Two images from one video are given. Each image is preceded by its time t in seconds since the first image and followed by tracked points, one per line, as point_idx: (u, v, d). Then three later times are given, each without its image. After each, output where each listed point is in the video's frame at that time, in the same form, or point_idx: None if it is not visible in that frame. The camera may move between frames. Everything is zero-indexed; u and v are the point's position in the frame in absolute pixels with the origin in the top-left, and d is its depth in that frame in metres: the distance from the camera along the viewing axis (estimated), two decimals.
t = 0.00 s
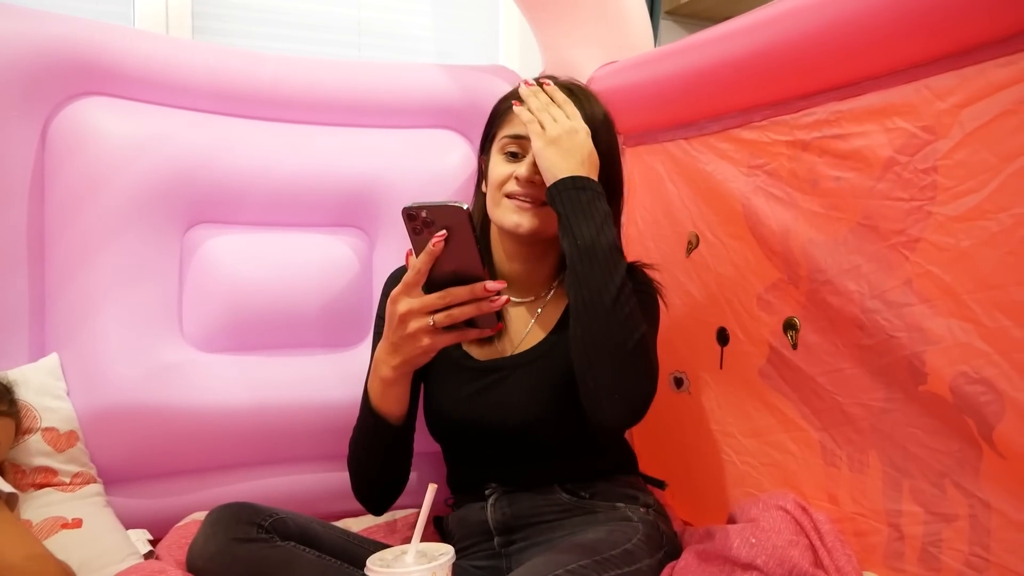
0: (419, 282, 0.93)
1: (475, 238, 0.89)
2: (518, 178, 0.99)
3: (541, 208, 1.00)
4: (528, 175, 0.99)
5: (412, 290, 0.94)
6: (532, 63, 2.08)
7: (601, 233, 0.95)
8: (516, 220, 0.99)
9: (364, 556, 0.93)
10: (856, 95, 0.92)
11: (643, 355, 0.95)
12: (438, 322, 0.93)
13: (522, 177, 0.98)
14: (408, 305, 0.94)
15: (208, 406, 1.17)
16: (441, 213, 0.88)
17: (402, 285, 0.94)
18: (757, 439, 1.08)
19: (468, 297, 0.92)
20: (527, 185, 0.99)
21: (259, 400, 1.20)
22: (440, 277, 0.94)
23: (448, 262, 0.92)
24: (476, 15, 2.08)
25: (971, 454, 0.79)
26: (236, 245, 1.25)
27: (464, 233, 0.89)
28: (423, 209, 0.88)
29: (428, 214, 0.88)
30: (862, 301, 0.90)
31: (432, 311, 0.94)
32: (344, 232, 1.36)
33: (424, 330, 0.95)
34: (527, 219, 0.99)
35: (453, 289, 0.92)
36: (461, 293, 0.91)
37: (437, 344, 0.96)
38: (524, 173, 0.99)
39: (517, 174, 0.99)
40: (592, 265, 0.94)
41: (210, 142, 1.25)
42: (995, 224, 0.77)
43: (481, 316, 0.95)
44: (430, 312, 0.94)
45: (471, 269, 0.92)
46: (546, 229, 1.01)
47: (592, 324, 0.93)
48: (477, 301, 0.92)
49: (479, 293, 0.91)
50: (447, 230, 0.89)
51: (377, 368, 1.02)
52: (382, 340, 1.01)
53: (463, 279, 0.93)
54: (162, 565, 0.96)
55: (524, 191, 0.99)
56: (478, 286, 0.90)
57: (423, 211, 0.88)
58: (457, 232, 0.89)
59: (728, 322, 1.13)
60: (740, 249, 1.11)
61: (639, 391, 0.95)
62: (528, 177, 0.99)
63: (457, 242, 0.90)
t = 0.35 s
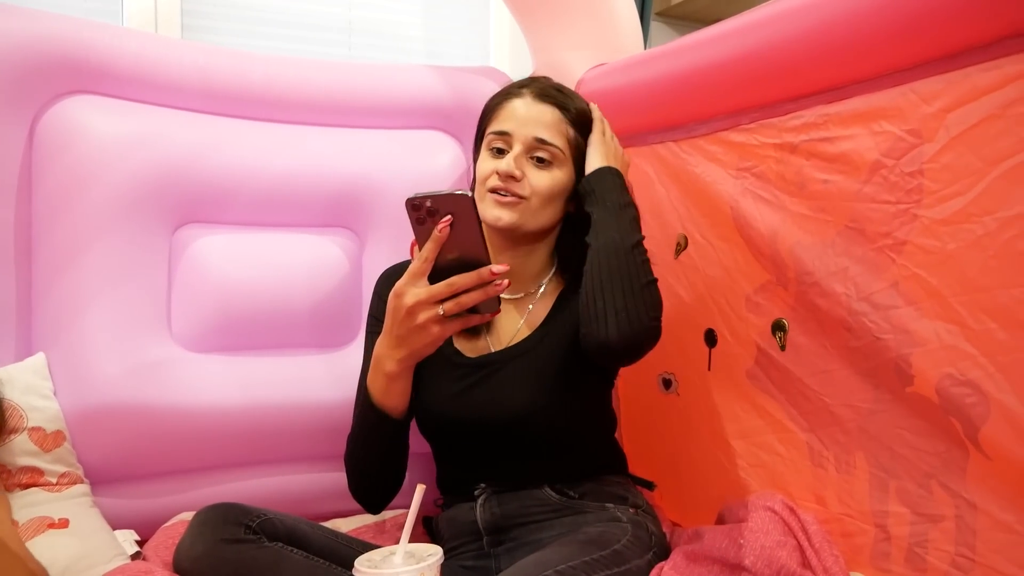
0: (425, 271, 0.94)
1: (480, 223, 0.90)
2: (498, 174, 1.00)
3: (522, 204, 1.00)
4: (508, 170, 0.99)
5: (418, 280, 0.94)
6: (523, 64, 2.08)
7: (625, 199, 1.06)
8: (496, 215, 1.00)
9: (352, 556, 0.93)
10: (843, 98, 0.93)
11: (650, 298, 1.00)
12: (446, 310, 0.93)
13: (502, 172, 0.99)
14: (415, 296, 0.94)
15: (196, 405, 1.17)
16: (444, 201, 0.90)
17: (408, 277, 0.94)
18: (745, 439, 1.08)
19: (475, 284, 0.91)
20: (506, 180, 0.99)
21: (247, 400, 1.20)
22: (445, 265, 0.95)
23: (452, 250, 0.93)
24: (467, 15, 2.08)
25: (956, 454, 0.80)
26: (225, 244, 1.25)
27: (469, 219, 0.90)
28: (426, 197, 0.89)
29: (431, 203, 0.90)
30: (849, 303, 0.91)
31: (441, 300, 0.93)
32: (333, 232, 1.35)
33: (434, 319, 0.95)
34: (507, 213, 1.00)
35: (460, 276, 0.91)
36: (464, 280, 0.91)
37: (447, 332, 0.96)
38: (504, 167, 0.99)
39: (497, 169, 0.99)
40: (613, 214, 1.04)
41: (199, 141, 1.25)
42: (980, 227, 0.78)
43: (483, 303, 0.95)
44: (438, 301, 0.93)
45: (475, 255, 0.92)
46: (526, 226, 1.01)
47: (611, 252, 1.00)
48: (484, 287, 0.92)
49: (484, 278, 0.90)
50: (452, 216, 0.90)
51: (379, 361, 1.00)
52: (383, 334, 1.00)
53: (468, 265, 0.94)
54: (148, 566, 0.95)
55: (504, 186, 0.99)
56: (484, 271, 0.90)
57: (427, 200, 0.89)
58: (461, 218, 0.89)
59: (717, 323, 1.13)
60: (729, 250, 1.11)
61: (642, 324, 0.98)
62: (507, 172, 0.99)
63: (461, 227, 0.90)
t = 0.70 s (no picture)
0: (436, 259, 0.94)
1: (490, 206, 0.92)
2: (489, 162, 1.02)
3: (518, 187, 1.02)
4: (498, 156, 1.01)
5: (430, 267, 0.94)
6: (520, 64, 2.08)
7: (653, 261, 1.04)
8: (496, 202, 1.01)
9: (349, 556, 0.93)
10: (840, 99, 0.93)
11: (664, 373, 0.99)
12: (460, 296, 0.93)
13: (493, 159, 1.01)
14: (429, 283, 0.93)
15: (193, 405, 1.17)
16: (456, 186, 0.92)
17: (418, 265, 0.94)
18: (743, 440, 1.08)
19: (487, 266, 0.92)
20: (498, 167, 1.01)
21: (245, 400, 1.20)
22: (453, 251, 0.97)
23: (461, 235, 0.95)
24: (465, 15, 2.08)
25: (953, 454, 0.80)
26: (223, 244, 1.25)
27: (480, 202, 0.92)
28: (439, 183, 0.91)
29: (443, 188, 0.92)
30: (846, 304, 0.91)
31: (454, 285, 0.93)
32: (332, 233, 1.35)
33: (447, 306, 0.94)
34: (506, 198, 1.01)
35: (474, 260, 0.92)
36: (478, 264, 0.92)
37: (460, 319, 0.95)
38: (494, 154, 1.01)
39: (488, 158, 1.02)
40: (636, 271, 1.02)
41: (197, 141, 1.25)
42: (976, 228, 0.78)
43: (488, 289, 0.95)
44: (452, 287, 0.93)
45: (483, 240, 0.95)
46: (526, 208, 1.02)
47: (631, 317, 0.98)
48: (494, 270, 0.93)
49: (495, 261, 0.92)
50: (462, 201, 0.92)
51: (389, 353, 0.98)
52: (391, 326, 0.98)
53: (476, 251, 0.96)
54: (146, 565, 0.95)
55: (496, 174, 1.01)
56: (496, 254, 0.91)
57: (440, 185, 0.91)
58: (473, 201, 0.92)
59: (714, 323, 1.14)
60: (726, 251, 1.12)
61: (652, 397, 0.97)
62: (497, 159, 1.01)
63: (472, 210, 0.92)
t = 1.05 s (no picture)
0: (433, 262, 0.94)
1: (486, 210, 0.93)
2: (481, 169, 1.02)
3: (512, 192, 1.02)
4: (490, 162, 1.01)
5: (427, 270, 0.94)
6: (517, 65, 2.08)
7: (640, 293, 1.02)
8: (492, 208, 1.02)
9: (348, 556, 0.93)
10: (835, 99, 0.93)
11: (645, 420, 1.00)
12: (457, 298, 0.93)
13: (485, 167, 1.01)
14: (427, 286, 0.93)
15: (191, 406, 1.18)
16: (451, 189, 0.92)
17: (416, 268, 0.94)
18: (741, 439, 1.09)
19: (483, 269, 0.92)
20: (490, 173, 1.01)
21: (242, 402, 1.20)
22: (451, 252, 0.97)
23: (456, 237, 0.96)
24: (462, 16, 2.08)
25: (951, 452, 0.81)
26: (221, 246, 1.25)
27: (475, 204, 0.92)
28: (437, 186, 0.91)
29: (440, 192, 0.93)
30: (842, 303, 0.91)
31: (451, 288, 0.93)
32: (329, 234, 1.35)
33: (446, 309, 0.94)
34: (502, 204, 1.02)
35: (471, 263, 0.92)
36: (475, 266, 0.91)
37: (458, 321, 0.95)
38: (485, 161, 1.01)
39: (479, 165, 1.02)
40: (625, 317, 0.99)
41: (194, 142, 1.25)
42: (972, 227, 0.78)
43: (484, 291, 0.95)
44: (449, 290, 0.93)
45: (478, 243, 0.95)
46: (521, 212, 1.03)
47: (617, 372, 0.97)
48: (490, 272, 0.93)
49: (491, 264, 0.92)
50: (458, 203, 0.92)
51: (387, 357, 0.98)
52: (389, 330, 0.98)
53: (472, 254, 0.97)
54: (146, 565, 0.95)
55: (489, 181, 1.02)
56: (491, 257, 0.91)
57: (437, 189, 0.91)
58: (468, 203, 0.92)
59: (712, 323, 1.14)
60: (723, 250, 1.12)
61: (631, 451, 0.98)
62: (489, 165, 1.01)
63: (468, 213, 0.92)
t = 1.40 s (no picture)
0: (433, 268, 0.95)
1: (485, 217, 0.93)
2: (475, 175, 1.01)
3: (506, 198, 1.01)
4: (483, 169, 1.00)
5: (426, 277, 0.94)
6: (520, 63, 2.08)
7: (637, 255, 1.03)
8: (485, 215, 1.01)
9: (350, 555, 0.93)
10: (841, 95, 0.93)
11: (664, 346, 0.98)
12: (457, 305, 0.93)
13: (478, 173, 1.00)
14: (426, 292, 0.93)
15: (195, 405, 1.18)
16: (449, 196, 0.92)
17: (416, 275, 0.94)
18: (745, 438, 1.08)
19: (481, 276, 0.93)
20: (483, 179, 1.01)
21: (245, 400, 1.20)
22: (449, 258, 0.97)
23: (454, 244, 0.95)
24: (464, 14, 2.08)
25: (956, 452, 0.80)
26: (224, 244, 1.25)
27: (474, 212, 0.92)
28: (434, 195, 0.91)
29: (439, 199, 0.93)
30: (847, 301, 0.90)
31: (449, 294, 0.93)
32: (331, 231, 1.35)
33: (445, 315, 0.94)
34: (494, 211, 1.01)
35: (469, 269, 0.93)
36: (472, 272, 0.92)
37: (458, 327, 0.96)
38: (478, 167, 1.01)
39: (473, 171, 1.01)
40: (619, 252, 1.01)
41: (197, 141, 1.25)
42: (980, 224, 0.77)
43: (483, 298, 0.96)
44: (447, 296, 0.93)
45: (476, 249, 0.95)
46: (517, 218, 1.02)
47: (621, 291, 0.98)
48: (488, 278, 0.94)
49: (490, 270, 0.93)
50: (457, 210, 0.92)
51: (387, 363, 0.98)
52: (388, 336, 0.98)
53: (471, 260, 0.96)
54: (150, 562, 0.96)
55: (482, 187, 1.01)
56: (490, 263, 0.92)
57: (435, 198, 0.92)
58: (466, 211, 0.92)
59: (716, 321, 1.13)
60: (727, 248, 1.11)
61: (660, 353, 0.96)
62: (482, 170, 1.00)
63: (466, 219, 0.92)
